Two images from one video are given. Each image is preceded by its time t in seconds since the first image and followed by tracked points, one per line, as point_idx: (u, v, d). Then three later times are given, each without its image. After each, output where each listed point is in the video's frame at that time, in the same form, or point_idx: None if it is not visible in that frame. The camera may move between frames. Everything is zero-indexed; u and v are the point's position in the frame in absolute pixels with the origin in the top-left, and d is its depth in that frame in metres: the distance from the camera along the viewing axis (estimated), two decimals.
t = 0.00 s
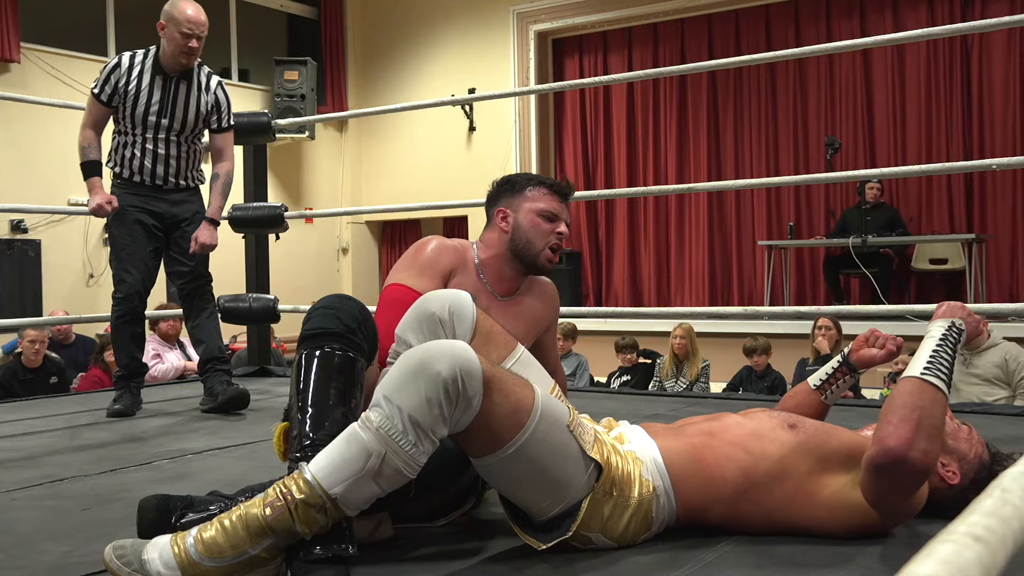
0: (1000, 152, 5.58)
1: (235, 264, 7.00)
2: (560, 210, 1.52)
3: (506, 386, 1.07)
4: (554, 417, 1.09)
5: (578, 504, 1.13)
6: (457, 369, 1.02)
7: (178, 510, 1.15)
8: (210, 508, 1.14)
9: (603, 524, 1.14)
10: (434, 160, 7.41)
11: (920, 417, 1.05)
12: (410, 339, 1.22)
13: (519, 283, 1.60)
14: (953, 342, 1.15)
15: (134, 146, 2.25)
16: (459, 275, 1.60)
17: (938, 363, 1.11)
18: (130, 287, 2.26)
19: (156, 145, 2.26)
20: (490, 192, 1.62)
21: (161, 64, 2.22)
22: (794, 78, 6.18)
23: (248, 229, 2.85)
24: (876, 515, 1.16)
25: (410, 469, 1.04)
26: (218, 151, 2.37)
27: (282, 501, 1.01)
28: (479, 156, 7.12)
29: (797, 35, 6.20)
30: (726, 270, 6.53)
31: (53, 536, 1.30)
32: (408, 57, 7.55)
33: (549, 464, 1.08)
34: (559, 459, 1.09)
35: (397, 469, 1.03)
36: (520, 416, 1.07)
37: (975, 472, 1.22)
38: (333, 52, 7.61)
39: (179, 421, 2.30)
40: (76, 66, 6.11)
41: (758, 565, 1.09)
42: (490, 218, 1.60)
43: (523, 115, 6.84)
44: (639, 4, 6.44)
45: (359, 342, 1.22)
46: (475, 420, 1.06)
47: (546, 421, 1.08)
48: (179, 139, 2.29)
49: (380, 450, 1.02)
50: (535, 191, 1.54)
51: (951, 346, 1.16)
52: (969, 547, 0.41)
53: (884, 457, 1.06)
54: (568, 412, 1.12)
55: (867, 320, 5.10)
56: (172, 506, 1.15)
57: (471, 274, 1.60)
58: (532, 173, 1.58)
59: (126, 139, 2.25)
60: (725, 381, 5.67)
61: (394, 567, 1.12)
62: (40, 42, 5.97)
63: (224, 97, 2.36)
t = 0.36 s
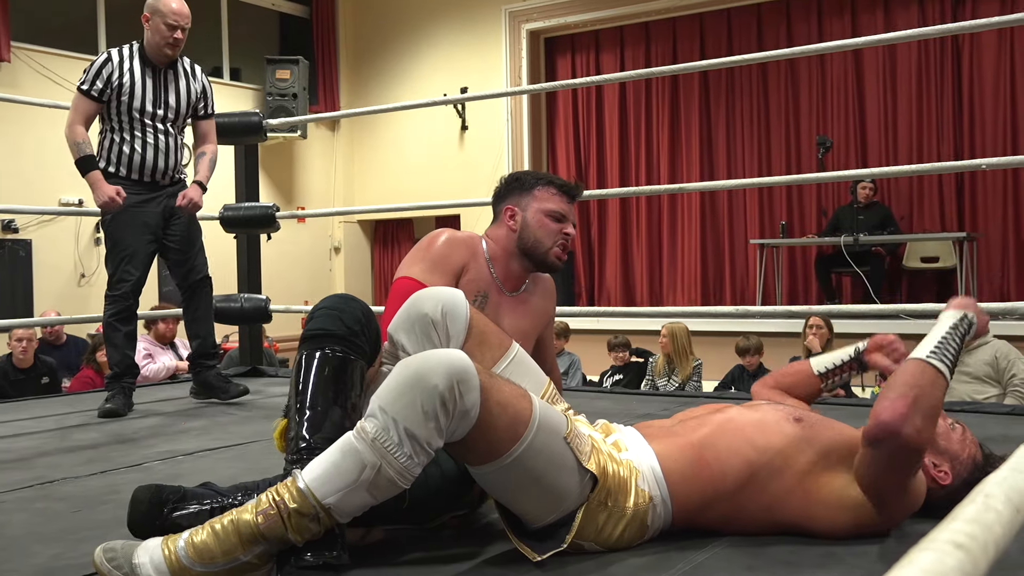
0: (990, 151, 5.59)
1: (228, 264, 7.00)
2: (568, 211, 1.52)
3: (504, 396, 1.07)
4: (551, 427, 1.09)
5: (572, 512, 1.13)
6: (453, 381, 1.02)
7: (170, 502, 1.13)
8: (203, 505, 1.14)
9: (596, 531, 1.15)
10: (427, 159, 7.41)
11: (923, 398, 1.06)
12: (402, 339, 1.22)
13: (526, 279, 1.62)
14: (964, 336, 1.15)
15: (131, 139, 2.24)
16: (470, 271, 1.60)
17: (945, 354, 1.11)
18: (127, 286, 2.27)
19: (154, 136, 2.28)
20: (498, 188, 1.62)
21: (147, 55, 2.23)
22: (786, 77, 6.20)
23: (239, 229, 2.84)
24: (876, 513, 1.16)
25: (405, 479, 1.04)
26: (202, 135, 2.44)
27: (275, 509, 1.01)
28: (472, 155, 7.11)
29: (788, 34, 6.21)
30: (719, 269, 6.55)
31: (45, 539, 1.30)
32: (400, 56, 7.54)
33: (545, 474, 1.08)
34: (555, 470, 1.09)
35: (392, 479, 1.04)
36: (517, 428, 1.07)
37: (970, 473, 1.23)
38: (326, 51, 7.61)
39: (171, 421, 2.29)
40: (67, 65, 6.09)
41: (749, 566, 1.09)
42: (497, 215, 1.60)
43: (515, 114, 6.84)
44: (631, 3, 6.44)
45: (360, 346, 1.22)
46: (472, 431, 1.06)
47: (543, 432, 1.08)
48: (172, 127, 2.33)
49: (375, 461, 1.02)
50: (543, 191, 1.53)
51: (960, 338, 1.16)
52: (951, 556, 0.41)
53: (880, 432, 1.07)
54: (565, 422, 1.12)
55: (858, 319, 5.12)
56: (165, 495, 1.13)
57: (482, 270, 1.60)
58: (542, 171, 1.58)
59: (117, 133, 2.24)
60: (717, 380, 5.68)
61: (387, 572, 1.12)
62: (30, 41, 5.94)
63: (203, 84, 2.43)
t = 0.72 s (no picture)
0: (984, 148, 5.60)
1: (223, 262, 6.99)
2: (557, 209, 1.53)
3: (495, 391, 1.07)
4: (543, 424, 1.10)
5: (565, 508, 1.13)
6: (445, 376, 1.02)
7: (164, 505, 1.14)
8: (198, 504, 1.14)
9: (589, 529, 1.15)
10: (422, 157, 7.40)
11: (851, 351, 1.07)
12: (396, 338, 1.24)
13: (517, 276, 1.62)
14: (892, 285, 1.14)
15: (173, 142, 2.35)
16: (465, 265, 1.58)
17: (871, 308, 1.11)
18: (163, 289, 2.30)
19: (194, 139, 2.39)
20: (487, 186, 1.62)
21: (190, 63, 2.37)
22: (780, 73, 6.20)
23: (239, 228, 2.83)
24: (859, 501, 1.16)
25: (398, 475, 1.04)
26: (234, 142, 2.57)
27: (269, 507, 1.01)
28: (467, 152, 7.11)
29: (782, 30, 6.20)
30: (714, 265, 6.56)
31: (38, 540, 1.30)
32: (394, 53, 7.52)
33: (538, 470, 1.09)
34: (546, 466, 1.09)
35: (385, 475, 1.04)
36: (509, 423, 1.07)
37: (956, 441, 1.23)
38: (320, 48, 7.60)
39: (166, 421, 2.29)
40: (60, 63, 6.06)
41: (741, 564, 1.10)
42: (485, 214, 1.60)
43: (510, 111, 6.83)
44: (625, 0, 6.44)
45: (363, 347, 1.20)
46: (463, 426, 1.06)
47: (535, 428, 1.08)
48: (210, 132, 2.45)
49: (368, 457, 1.02)
50: (532, 189, 1.54)
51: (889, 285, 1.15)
52: (936, 559, 0.42)
53: (820, 390, 1.08)
54: (557, 419, 1.12)
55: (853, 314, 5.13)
56: (160, 498, 1.14)
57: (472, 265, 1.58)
58: (529, 169, 1.59)
59: (158, 134, 2.34)
60: (713, 376, 5.69)
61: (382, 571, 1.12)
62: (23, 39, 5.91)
63: (236, 93, 2.57)
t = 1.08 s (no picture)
0: (981, 146, 5.60)
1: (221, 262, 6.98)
2: (545, 209, 1.53)
3: (492, 389, 1.07)
4: (541, 420, 1.10)
5: (564, 506, 1.14)
6: (442, 373, 1.02)
7: (163, 514, 1.14)
8: (197, 512, 1.14)
9: (589, 526, 1.15)
10: (420, 156, 7.39)
11: (824, 347, 1.08)
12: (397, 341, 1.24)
13: (507, 278, 1.62)
14: (857, 279, 1.17)
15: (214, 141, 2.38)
16: (446, 268, 1.59)
17: (839, 302, 1.13)
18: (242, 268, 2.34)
19: (236, 138, 2.42)
20: (477, 187, 1.62)
21: (230, 65, 2.39)
22: (777, 72, 6.20)
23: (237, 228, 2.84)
24: (853, 500, 1.16)
25: (397, 472, 1.05)
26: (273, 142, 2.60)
27: (269, 505, 1.01)
28: (463, 152, 7.10)
29: (779, 28, 6.21)
30: (711, 263, 6.56)
31: (37, 541, 1.30)
32: (390, 52, 7.52)
33: (536, 466, 1.09)
34: (545, 462, 1.09)
35: (384, 472, 1.04)
36: (507, 419, 1.07)
37: (949, 423, 1.23)
38: (317, 48, 7.60)
39: (163, 421, 2.29)
40: (57, 62, 6.06)
41: (740, 563, 1.10)
42: (475, 215, 1.61)
43: (507, 110, 6.83)
44: None
45: (362, 349, 1.20)
46: (461, 423, 1.06)
47: (532, 423, 1.09)
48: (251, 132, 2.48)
49: (367, 455, 1.02)
50: (521, 190, 1.54)
51: (853, 279, 1.17)
52: (932, 563, 0.42)
53: (793, 392, 1.08)
54: (555, 416, 1.12)
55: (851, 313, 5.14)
56: (157, 509, 1.14)
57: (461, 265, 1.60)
58: (521, 170, 1.58)
59: (198, 135, 2.37)
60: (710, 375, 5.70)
61: (382, 569, 1.13)
62: (20, 38, 5.90)
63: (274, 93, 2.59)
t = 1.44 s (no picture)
0: (980, 143, 5.60)
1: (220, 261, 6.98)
2: (541, 209, 1.52)
3: (487, 391, 1.07)
4: (537, 420, 1.10)
5: (562, 508, 1.14)
6: (439, 375, 1.02)
7: (160, 522, 1.14)
8: (194, 516, 1.14)
9: (587, 527, 1.15)
10: (419, 154, 7.38)
11: (775, 356, 1.09)
12: (391, 339, 1.24)
13: (504, 279, 1.61)
14: (794, 274, 1.17)
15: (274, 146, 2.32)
16: (440, 270, 1.60)
17: (781, 303, 1.14)
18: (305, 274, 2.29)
19: (295, 142, 2.36)
20: (474, 187, 1.62)
21: (290, 68, 2.32)
22: (776, 70, 6.20)
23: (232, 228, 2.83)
24: (835, 502, 1.16)
25: (395, 474, 1.05)
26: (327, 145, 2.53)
27: (266, 509, 1.01)
28: (462, 150, 7.10)
29: (778, 26, 6.20)
30: (710, 260, 6.56)
31: (37, 543, 1.30)
32: (388, 50, 7.51)
33: (533, 467, 1.09)
34: (542, 464, 1.09)
35: (381, 474, 1.04)
36: (503, 420, 1.07)
37: (935, 406, 1.23)
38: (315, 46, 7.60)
39: (163, 421, 2.29)
40: (56, 62, 6.06)
41: (739, 562, 1.10)
42: (473, 215, 1.61)
43: (506, 108, 6.82)
44: None
45: (356, 349, 1.19)
46: (458, 424, 1.06)
47: (528, 424, 1.09)
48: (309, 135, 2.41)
49: (365, 457, 1.02)
50: (518, 190, 1.53)
51: (792, 275, 1.17)
52: (935, 566, 0.42)
53: (753, 404, 1.09)
54: (552, 417, 1.12)
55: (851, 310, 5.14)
56: (154, 520, 1.15)
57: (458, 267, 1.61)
58: (517, 170, 1.57)
59: (262, 140, 2.32)
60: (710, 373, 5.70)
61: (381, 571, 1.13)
62: (18, 37, 5.89)
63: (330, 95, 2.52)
